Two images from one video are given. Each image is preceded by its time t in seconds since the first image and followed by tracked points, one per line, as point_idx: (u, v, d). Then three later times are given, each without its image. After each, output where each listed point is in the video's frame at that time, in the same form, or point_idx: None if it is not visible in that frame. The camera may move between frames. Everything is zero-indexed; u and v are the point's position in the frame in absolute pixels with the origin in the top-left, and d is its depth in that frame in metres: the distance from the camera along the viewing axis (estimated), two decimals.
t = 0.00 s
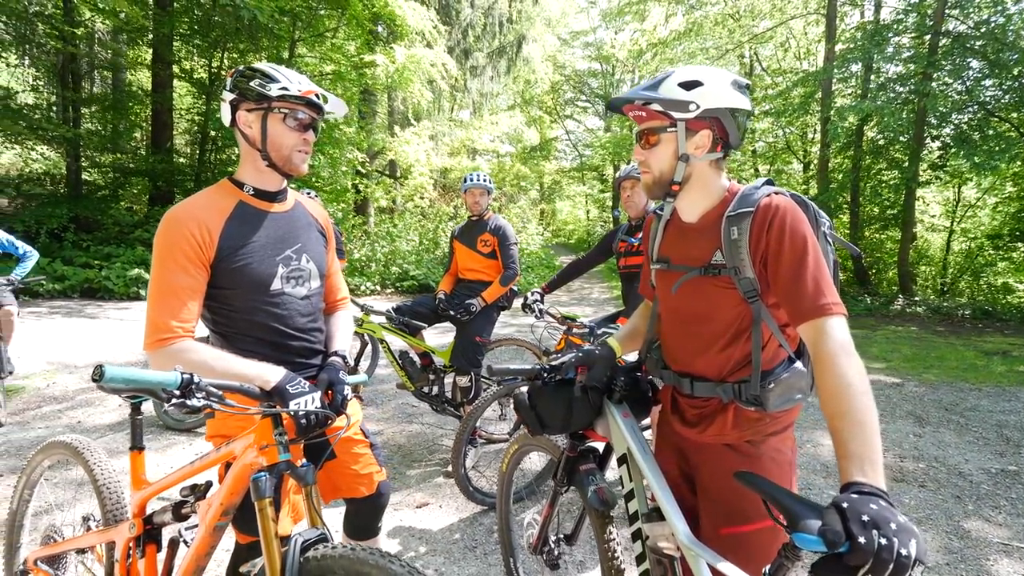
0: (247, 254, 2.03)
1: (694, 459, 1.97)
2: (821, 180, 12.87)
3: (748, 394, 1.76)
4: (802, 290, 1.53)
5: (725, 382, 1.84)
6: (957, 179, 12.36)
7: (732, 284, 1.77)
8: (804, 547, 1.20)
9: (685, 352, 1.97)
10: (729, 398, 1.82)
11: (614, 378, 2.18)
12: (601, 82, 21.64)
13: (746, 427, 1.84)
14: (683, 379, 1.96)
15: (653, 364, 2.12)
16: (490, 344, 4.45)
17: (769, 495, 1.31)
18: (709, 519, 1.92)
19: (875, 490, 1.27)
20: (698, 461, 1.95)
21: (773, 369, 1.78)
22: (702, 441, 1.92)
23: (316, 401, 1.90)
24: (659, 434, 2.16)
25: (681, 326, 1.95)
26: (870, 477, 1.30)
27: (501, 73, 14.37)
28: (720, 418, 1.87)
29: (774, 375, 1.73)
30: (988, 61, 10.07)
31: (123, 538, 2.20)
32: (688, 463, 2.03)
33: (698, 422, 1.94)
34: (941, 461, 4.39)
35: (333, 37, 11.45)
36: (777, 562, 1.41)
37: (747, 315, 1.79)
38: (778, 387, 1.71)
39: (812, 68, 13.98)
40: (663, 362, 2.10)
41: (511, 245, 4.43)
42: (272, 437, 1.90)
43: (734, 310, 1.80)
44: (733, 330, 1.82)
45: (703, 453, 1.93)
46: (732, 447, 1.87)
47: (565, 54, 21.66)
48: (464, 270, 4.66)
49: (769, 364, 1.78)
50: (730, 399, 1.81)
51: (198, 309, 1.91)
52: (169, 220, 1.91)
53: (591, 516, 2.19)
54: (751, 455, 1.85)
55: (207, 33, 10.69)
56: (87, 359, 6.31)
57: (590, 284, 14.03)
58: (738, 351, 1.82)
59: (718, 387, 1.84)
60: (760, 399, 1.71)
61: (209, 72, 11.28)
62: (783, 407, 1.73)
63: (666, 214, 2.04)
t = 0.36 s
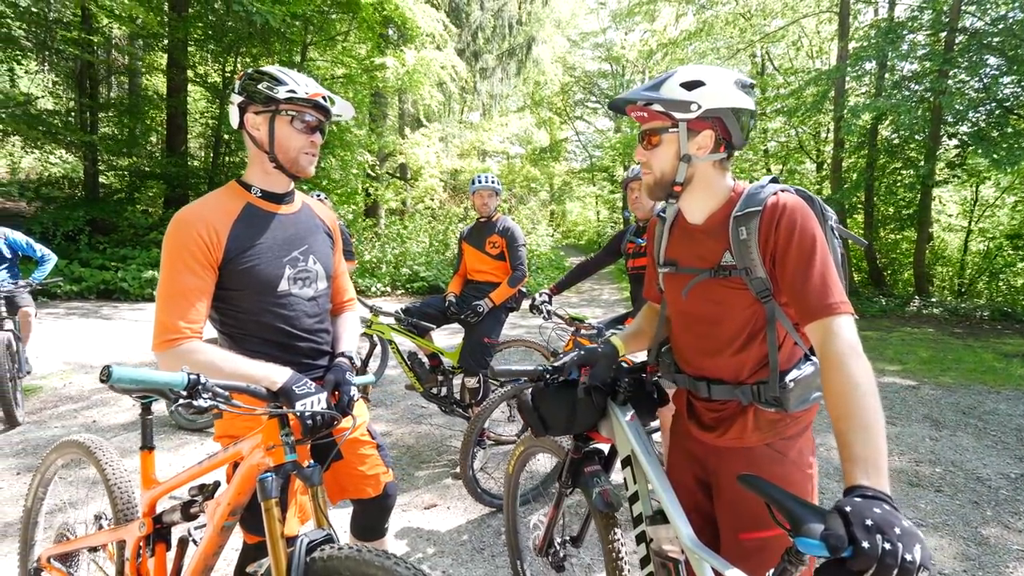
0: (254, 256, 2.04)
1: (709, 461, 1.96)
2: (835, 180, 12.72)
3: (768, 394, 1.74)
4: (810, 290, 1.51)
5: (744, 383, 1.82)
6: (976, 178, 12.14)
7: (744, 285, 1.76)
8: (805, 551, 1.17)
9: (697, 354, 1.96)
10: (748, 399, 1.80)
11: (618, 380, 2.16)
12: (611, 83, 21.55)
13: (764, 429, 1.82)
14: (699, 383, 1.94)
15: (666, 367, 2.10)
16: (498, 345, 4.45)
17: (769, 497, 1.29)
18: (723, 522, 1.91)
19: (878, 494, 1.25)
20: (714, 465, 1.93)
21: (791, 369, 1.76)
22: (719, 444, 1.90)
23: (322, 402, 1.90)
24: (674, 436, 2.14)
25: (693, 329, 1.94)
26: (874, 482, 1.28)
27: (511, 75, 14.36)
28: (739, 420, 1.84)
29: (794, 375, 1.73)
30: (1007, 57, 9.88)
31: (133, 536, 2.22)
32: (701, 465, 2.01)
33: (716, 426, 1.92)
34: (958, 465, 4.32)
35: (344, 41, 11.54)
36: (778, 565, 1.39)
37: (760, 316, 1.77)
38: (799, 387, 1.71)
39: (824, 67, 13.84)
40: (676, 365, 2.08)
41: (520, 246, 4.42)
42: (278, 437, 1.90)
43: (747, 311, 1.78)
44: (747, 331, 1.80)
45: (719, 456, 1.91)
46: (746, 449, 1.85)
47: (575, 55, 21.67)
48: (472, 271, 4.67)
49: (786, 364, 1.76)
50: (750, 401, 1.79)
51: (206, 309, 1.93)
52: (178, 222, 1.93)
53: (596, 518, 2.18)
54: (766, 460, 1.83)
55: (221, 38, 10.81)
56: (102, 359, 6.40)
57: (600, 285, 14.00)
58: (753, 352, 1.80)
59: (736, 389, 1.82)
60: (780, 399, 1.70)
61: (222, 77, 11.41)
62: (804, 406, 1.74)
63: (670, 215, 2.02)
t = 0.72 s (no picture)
0: (265, 255, 2.06)
1: (716, 463, 1.93)
2: (853, 179, 12.52)
3: (772, 399, 1.71)
4: (825, 291, 1.48)
5: (748, 386, 1.80)
6: (1000, 176, 11.87)
7: (755, 286, 1.73)
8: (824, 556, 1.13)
9: (708, 355, 1.93)
10: (753, 402, 1.77)
11: (632, 381, 2.15)
12: (625, 82, 21.43)
13: (767, 433, 1.79)
14: (706, 384, 1.92)
15: (675, 367, 2.08)
16: (509, 345, 4.44)
17: (788, 501, 1.26)
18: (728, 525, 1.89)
19: (901, 500, 1.22)
20: (721, 468, 1.91)
21: (799, 373, 1.73)
22: (726, 447, 1.88)
23: (331, 401, 1.91)
24: (683, 437, 2.12)
25: (704, 330, 1.91)
26: (896, 486, 1.25)
27: (524, 75, 14.31)
28: (745, 422, 1.82)
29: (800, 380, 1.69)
30: None
31: (147, 532, 2.25)
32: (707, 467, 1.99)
33: (722, 427, 1.89)
34: (978, 470, 4.23)
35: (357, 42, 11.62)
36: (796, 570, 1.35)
37: (770, 317, 1.75)
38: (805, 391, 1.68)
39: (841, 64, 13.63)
40: (685, 365, 2.05)
41: (531, 246, 4.41)
42: (287, 436, 1.91)
43: (756, 313, 1.76)
44: (756, 333, 1.78)
45: (726, 459, 1.89)
46: (752, 452, 1.82)
47: (588, 54, 21.61)
48: (483, 272, 4.67)
49: (794, 368, 1.74)
50: (754, 404, 1.76)
51: (217, 309, 1.95)
52: (190, 222, 1.95)
53: (608, 519, 2.16)
54: (776, 462, 1.80)
55: (237, 40, 10.94)
56: (120, 357, 6.50)
57: (613, 286, 13.93)
58: (760, 355, 1.78)
59: (741, 391, 1.80)
60: (785, 406, 1.66)
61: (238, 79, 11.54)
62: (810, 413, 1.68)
63: (683, 215, 1.99)
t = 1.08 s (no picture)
0: (267, 256, 2.05)
1: (715, 467, 1.91)
2: (856, 181, 12.47)
3: (770, 405, 1.70)
4: (829, 294, 1.46)
5: (746, 391, 1.79)
6: (1004, 178, 11.82)
7: (756, 290, 1.72)
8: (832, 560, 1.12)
9: (709, 360, 1.92)
10: (749, 407, 1.76)
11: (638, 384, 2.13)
12: (628, 84, 21.41)
13: (765, 438, 1.78)
14: (704, 387, 1.91)
15: (676, 370, 2.06)
16: (510, 347, 4.43)
17: (794, 506, 1.24)
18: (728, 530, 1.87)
19: (910, 505, 1.20)
20: (721, 473, 1.89)
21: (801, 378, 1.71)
22: (724, 451, 1.87)
23: (331, 404, 1.90)
24: (683, 441, 2.10)
25: (705, 333, 1.90)
26: (904, 492, 1.23)
27: (526, 76, 14.31)
28: (742, 427, 1.80)
29: (799, 386, 1.67)
30: None
31: (146, 535, 2.24)
32: (706, 470, 1.97)
33: (720, 431, 1.88)
34: (982, 473, 4.20)
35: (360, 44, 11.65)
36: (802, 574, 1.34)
37: (771, 321, 1.73)
38: (802, 399, 1.65)
39: (844, 66, 13.61)
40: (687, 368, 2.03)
41: (532, 248, 4.40)
42: (286, 438, 1.90)
43: (756, 317, 1.75)
44: (756, 337, 1.76)
45: (724, 463, 1.87)
46: (751, 456, 1.81)
47: (591, 56, 21.62)
48: (485, 273, 4.66)
49: (794, 374, 1.71)
50: (751, 409, 1.75)
51: (217, 310, 1.95)
52: (190, 223, 1.94)
53: (612, 523, 2.14)
54: (777, 467, 1.79)
55: (240, 42, 10.98)
56: (122, 359, 6.51)
57: (616, 288, 13.92)
58: (758, 359, 1.77)
59: (738, 396, 1.79)
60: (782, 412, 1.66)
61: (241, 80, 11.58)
62: (807, 420, 1.67)
63: (687, 218, 1.98)
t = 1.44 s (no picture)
0: (266, 256, 2.04)
1: (716, 464, 1.93)
2: (847, 180, 12.59)
3: (769, 404, 1.72)
4: (827, 292, 1.48)
5: (744, 389, 1.80)
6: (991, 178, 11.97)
7: (754, 290, 1.73)
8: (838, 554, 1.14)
9: (708, 358, 1.94)
10: (749, 405, 1.77)
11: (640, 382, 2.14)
12: (621, 84, 21.48)
13: (764, 435, 1.79)
14: (704, 386, 1.92)
15: (676, 368, 2.07)
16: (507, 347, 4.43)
17: (800, 501, 1.26)
18: (729, 525, 1.89)
19: (914, 499, 1.22)
20: (721, 470, 1.90)
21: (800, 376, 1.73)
22: (724, 448, 1.88)
23: (333, 403, 1.90)
24: (683, 438, 2.12)
25: (704, 333, 1.91)
26: (907, 486, 1.25)
27: (520, 76, 14.30)
28: (741, 424, 1.82)
29: (798, 384, 1.69)
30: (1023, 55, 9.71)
31: (145, 537, 2.22)
32: (706, 468, 1.99)
33: (719, 429, 1.90)
34: (970, 468, 4.26)
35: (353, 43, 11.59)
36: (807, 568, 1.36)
37: (770, 320, 1.75)
38: (799, 397, 1.67)
39: (835, 66, 13.72)
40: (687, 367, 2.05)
41: (529, 248, 4.41)
42: (289, 438, 1.89)
43: (754, 316, 1.76)
44: (754, 336, 1.78)
45: (724, 460, 1.89)
46: (750, 453, 1.83)
47: (584, 55, 21.63)
48: (481, 273, 4.65)
49: (792, 372, 1.73)
50: (751, 407, 1.77)
51: (217, 311, 1.93)
52: (188, 223, 1.93)
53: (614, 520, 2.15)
54: (776, 462, 1.81)
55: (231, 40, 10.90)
56: (113, 360, 6.45)
57: (609, 287, 13.95)
58: (757, 357, 1.78)
59: (737, 395, 1.80)
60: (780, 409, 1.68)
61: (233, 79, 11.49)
62: (806, 417, 1.70)
63: (687, 218, 1.99)
